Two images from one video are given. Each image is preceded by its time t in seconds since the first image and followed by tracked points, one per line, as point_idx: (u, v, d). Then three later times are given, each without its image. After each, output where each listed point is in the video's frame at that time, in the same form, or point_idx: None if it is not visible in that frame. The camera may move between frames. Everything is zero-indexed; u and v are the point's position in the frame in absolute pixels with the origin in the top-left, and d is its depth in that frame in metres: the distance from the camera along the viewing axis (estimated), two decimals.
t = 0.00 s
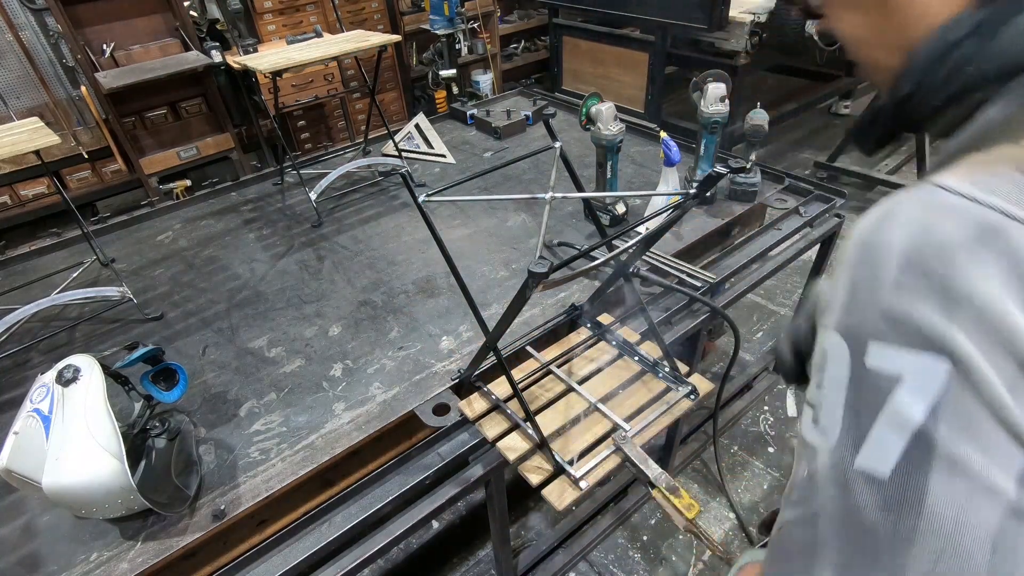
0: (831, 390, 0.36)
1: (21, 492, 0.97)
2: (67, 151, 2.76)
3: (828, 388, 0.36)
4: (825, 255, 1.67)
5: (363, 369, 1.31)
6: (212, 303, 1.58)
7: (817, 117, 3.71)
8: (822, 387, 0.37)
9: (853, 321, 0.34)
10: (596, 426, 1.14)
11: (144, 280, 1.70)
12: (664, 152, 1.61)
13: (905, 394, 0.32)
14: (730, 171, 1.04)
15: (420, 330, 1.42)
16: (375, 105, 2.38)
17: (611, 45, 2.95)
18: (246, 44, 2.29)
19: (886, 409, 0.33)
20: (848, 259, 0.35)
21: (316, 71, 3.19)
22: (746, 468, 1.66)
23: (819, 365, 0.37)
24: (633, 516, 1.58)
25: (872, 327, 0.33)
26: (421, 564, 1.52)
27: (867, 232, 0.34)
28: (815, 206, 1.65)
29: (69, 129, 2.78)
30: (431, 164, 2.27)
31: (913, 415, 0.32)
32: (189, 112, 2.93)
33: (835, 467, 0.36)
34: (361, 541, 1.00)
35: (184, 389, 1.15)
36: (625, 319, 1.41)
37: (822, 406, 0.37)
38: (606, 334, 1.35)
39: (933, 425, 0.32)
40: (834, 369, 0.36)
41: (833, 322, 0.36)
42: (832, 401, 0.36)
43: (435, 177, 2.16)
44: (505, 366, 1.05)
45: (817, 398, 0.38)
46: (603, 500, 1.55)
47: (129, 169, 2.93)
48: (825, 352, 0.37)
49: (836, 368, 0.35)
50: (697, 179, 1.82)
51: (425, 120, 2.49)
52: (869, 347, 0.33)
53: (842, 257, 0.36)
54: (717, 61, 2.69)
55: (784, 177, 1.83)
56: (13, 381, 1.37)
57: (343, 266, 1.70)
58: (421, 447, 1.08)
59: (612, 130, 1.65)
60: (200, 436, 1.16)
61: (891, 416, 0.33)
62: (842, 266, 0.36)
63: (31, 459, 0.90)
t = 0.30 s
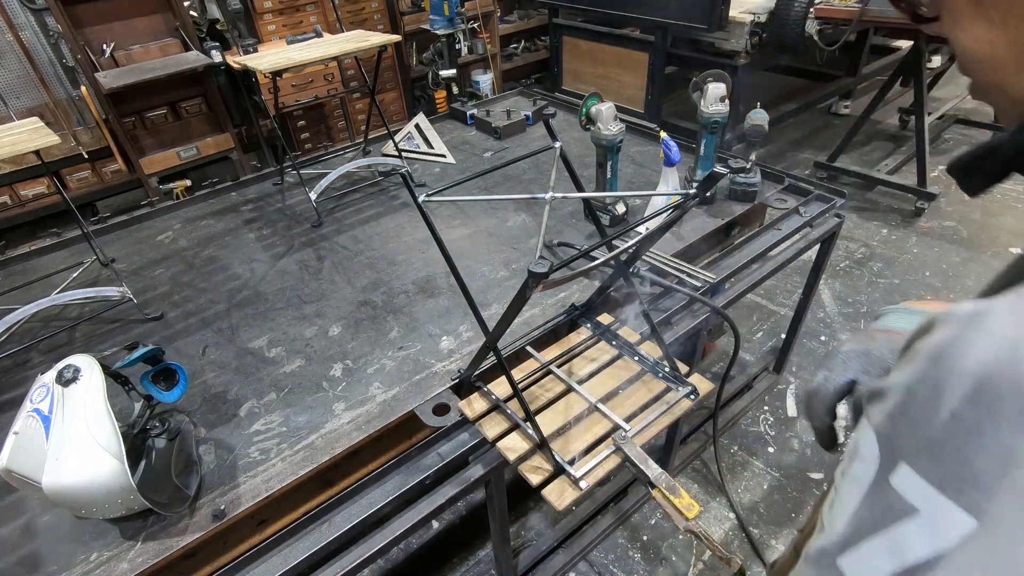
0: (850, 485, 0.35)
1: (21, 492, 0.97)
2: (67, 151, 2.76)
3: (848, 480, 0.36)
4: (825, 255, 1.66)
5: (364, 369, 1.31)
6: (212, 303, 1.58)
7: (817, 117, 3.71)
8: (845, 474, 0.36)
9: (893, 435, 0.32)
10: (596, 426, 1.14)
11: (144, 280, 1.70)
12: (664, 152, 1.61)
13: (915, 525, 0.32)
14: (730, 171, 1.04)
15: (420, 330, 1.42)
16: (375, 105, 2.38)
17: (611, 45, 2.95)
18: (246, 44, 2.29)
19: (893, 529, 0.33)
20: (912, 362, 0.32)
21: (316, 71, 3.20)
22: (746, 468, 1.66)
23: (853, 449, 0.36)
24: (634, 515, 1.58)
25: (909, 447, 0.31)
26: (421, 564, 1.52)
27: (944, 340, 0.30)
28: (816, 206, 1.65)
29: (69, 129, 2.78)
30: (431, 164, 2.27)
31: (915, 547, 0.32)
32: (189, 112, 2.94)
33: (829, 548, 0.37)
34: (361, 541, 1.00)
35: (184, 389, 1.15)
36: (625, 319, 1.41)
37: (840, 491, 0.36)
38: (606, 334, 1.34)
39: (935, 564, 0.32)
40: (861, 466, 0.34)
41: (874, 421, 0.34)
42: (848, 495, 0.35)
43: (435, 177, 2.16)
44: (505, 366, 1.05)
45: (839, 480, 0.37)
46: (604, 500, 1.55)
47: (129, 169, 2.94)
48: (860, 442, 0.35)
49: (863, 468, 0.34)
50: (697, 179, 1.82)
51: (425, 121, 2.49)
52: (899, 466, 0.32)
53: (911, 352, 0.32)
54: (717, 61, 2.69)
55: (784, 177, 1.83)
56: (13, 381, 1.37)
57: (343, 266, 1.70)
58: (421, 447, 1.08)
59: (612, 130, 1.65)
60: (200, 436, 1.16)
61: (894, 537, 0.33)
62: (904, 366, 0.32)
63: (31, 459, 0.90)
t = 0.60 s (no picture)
0: (895, 490, 0.39)
1: (21, 493, 0.97)
2: (67, 151, 2.76)
3: (894, 486, 0.39)
4: (825, 255, 1.66)
5: (364, 368, 1.31)
6: (213, 303, 1.58)
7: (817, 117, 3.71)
8: (888, 480, 0.39)
9: (951, 443, 0.36)
10: (596, 426, 1.14)
11: (144, 280, 1.70)
12: (664, 152, 1.61)
13: (972, 534, 0.35)
14: (730, 171, 1.04)
15: (420, 330, 1.42)
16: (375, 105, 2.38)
17: (611, 45, 2.95)
18: (246, 44, 2.29)
19: (948, 534, 0.36)
20: (971, 374, 0.37)
21: (316, 71, 3.19)
22: (746, 468, 1.66)
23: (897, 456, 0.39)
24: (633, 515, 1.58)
25: (969, 456, 0.36)
26: (421, 564, 1.52)
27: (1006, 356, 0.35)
28: (816, 206, 1.65)
29: (69, 129, 2.78)
30: (431, 164, 2.27)
31: (969, 553, 0.35)
32: (189, 112, 2.94)
33: (874, 552, 0.39)
34: (361, 541, 1.00)
35: (184, 389, 1.15)
36: (625, 319, 1.41)
37: (882, 495, 0.40)
38: (605, 334, 1.34)
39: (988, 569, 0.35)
40: (910, 472, 0.38)
41: (927, 427, 0.38)
42: (894, 499, 0.39)
43: (435, 177, 2.16)
44: (504, 366, 1.05)
45: (879, 485, 0.40)
46: (604, 500, 1.55)
47: (129, 169, 2.94)
48: (906, 450, 0.39)
49: (910, 474, 0.38)
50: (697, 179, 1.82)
51: (425, 120, 2.49)
52: (953, 474, 0.36)
53: (963, 367, 0.38)
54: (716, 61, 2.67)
55: (784, 177, 1.83)
56: (13, 381, 1.37)
57: (343, 266, 1.70)
58: (421, 447, 1.08)
59: (612, 130, 1.65)
60: (200, 436, 1.16)
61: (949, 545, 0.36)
62: (961, 379, 0.37)
63: (31, 459, 0.90)
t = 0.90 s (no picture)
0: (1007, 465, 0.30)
1: (21, 492, 0.97)
2: (67, 151, 2.76)
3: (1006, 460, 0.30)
4: (825, 255, 1.66)
5: (363, 369, 1.31)
6: (213, 303, 1.58)
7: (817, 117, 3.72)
8: None
9: None
10: (596, 426, 1.14)
11: (144, 280, 1.70)
12: (664, 152, 1.61)
13: None
14: (730, 171, 1.04)
15: (420, 330, 1.42)
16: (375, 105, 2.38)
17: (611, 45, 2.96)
18: (246, 44, 2.29)
19: None
20: None
21: (316, 71, 3.20)
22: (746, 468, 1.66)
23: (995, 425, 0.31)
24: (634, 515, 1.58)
25: None
26: (421, 564, 1.52)
27: None
28: (816, 206, 1.65)
29: (69, 129, 2.78)
30: (431, 164, 2.27)
31: None
32: (189, 112, 2.93)
33: None
34: (361, 541, 1.00)
35: (184, 389, 1.15)
36: (625, 318, 1.41)
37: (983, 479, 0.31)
38: (605, 334, 1.34)
39: None
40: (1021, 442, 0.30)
41: None
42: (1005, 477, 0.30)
43: (434, 177, 2.16)
44: (504, 366, 1.05)
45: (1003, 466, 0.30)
46: (604, 500, 1.55)
47: (129, 169, 2.94)
48: None
49: None
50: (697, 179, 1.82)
51: (426, 121, 2.49)
52: None
53: None
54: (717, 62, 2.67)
55: (784, 177, 1.83)
56: (13, 381, 1.37)
57: (343, 266, 1.70)
58: (421, 447, 1.08)
59: (612, 130, 1.65)
60: (200, 436, 1.16)
61: None
62: None
63: (31, 459, 0.90)
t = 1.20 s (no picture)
0: None
1: (22, 492, 0.97)
2: (67, 151, 2.76)
3: None
4: (825, 255, 1.66)
5: (363, 368, 1.31)
6: (213, 303, 1.58)
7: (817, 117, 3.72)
8: None
9: None
10: (596, 426, 1.14)
11: (144, 280, 1.70)
12: (664, 152, 1.61)
13: None
14: (730, 171, 1.04)
15: (420, 330, 1.42)
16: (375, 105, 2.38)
17: (611, 45, 2.96)
18: (246, 44, 2.29)
19: None
20: None
21: (316, 71, 3.20)
22: (746, 468, 1.66)
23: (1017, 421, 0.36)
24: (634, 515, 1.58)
25: None
26: (421, 564, 1.52)
27: None
28: (816, 206, 1.65)
29: (69, 129, 2.78)
30: (431, 164, 2.27)
31: None
32: (189, 112, 2.94)
33: None
34: (361, 541, 1.00)
35: (184, 389, 1.15)
36: (625, 319, 1.41)
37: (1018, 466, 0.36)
38: (605, 334, 1.34)
39: None
40: None
41: None
42: None
43: (434, 177, 2.16)
44: (504, 366, 1.05)
45: None
46: (604, 499, 1.55)
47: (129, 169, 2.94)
48: None
49: None
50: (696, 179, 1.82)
51: (426, 120, 2.48)
52: None
53: None
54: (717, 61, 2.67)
55: (784, 177, 1.83)
56: (13, 381, 1.37)
57: (343, 266, 1.70)
58: (421, 446, 1.08)
59: (612, 130, 1.65)
60: (200, 436, 1.16)
61: None
62: None
63: (32, 459, 0.90)
